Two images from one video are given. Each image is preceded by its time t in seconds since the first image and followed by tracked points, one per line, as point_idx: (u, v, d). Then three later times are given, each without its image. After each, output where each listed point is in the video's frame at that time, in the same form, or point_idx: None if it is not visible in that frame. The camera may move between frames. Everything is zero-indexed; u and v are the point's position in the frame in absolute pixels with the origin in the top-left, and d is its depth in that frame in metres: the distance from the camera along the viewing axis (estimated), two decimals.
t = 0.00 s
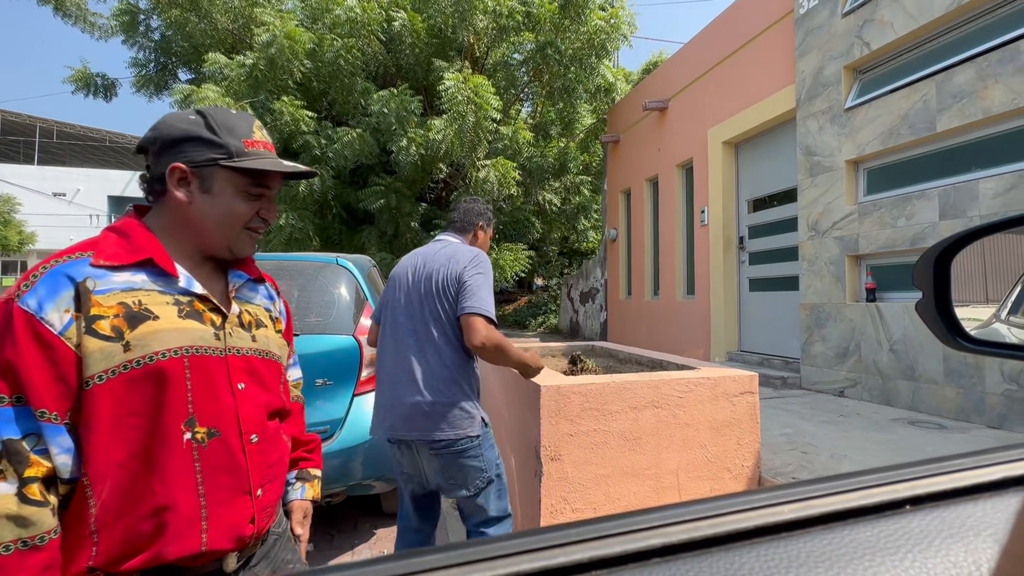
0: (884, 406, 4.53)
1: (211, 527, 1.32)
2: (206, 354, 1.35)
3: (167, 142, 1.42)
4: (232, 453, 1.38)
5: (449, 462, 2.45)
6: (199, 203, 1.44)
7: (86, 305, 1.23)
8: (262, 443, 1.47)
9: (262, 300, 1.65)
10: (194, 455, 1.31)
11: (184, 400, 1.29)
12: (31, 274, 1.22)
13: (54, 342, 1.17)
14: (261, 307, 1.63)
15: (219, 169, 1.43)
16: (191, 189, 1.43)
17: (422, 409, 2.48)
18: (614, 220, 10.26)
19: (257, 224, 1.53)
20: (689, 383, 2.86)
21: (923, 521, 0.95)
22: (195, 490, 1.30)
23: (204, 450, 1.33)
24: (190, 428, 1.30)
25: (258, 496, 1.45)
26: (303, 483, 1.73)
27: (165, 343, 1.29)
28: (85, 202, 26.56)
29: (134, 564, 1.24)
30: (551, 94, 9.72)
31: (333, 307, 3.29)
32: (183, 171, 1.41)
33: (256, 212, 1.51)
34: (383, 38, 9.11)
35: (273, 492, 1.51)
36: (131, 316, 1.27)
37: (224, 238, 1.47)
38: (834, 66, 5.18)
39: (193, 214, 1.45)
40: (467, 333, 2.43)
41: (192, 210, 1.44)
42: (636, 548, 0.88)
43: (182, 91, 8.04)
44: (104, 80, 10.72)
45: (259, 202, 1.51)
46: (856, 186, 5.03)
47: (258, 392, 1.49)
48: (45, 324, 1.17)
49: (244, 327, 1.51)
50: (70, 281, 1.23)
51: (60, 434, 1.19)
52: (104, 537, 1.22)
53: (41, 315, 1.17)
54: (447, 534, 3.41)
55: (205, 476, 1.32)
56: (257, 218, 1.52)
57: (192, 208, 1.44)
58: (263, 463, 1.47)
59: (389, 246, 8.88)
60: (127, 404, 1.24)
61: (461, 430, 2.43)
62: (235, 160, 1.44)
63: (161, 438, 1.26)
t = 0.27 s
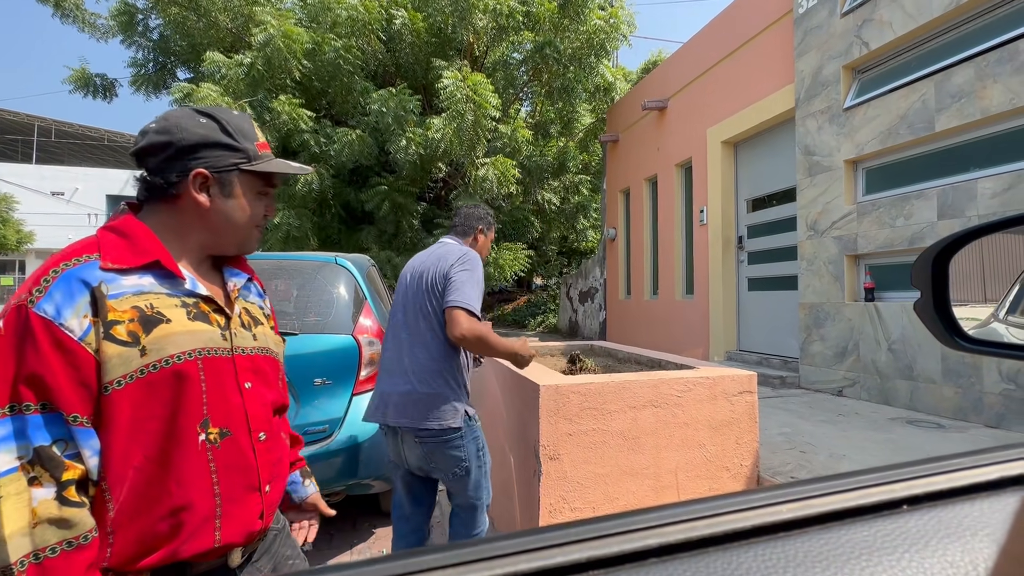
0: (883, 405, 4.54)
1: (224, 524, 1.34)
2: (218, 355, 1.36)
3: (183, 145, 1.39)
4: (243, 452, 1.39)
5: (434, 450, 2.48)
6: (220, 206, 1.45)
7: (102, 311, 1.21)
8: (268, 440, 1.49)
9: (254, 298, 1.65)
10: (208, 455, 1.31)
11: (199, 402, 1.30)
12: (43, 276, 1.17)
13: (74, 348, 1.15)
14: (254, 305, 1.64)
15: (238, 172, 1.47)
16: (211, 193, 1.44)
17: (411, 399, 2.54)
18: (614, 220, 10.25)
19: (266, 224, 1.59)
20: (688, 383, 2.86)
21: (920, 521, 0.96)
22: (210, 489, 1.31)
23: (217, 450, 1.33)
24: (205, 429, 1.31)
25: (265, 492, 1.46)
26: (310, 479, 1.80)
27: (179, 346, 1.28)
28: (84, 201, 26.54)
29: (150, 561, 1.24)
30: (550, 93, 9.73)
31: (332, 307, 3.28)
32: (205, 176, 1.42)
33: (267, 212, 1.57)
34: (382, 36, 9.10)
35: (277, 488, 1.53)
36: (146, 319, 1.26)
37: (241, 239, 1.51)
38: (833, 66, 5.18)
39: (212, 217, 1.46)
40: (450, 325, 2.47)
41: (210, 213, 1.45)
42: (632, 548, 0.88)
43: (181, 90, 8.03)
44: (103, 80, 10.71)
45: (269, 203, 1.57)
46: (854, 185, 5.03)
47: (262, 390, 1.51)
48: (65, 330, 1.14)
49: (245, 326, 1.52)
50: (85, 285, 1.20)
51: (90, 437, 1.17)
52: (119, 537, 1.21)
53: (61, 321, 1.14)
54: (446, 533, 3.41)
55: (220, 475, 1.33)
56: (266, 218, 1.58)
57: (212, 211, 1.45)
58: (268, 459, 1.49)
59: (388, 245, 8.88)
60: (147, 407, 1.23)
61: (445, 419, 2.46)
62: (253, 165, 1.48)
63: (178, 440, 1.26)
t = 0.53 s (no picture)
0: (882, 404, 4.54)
1: (223, 522, 1.34)
2: (218, 354, 1.36)
3: (169, 144, 1.39)
4: (243, 450, 1.39)
5: (438, 441, 2.58)
6: (212, 203, 1.45)
7: (103, 313, 1.20)
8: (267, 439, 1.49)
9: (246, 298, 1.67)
10: (209, 454, 1.31)
11: (201, 400, 1.30)
12: (41, 280, 1.16)
13: (76, 351, 1.14)
14: (247, 304, 1.65)
15: (227, 168, 1.47)
16: (201, 190, 1.44)
17: (423, 394, 2.61)
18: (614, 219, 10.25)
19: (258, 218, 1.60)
20: (687, 382, 2.86)
21: (916, 521, 0.96)
22: (210, 487, 1.31)
23: (218, 449, 1.33)
24: (206, 428, 1.31)
25: (264, 490, 1.46)
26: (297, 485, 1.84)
27: (180, 346, 1.29)
28: (83, 200, 26.53)
29: (149, 560, 1.23)
30: (549, 93, 9.73)
31: (331, 306, 3.28)
32: (194, 173, 1.42)
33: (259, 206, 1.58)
34: (382, 35, 9.08)
35: (276, 488, 1.53)
36: (146, 321, 1.27)
37: (235, 234, 1.52)
38: (832, 66, 5.18)
39: (205, 214, 1.46)
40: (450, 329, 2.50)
41: (203, 210, 1.45)
42: (626, 548, 0.88)
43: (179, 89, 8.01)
44: (102, 78, 10.69)
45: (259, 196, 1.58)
46: (853, 184, 5.03)
47: (261, 389, 1.51)
48: (66, 333, 1.14)
49: (241, 325, 1.53)
50: (83, 288, 1.19)
51: (94, 440, 1.16)
52: (119, 536, 1.20)
53: (61, 324, 1.14)
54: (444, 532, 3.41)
55: (220, 474, 1.33)
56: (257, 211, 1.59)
57: (204, 209, 1.45)
58: (268, 457, 1.49)
59: (387, 244, 8.87)
60: (150, 407, 1.23)
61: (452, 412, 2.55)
62: (241, 158, 1.48)
63: (180, 439, 1.26)
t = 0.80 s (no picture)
0: (881, 404, 4.54)
1: (224, 521, 1.33)
2: (223, 353, 1.36)
3: (176, 144, 1.39)
4: (247, 450, 1.38)
5: (439, 431, 2.63)
6: (220, 203, 1.45)
7: (109, 311, 1.21)
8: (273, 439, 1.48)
9: (258, 298, 1.66)
10: (211, 452, 1.31)
11: (203, 398, 1.30)
12: (50, 278, 1.18)
13: (81, 348, 1.15)
14: (258, 304, 1.64)
15: (234, 167, 1.47)
16: (209, 190, 1.44)
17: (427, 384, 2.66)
18: (613, 219, 10.25)
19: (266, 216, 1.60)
20: (687, 381, 2.86)
21: (916, 521, 0.96)
22: (211, 485, 1.30)
23: (220, 447, 1.33)
24: (208, 426, 1.30)
25: (268, 489, 1.45)
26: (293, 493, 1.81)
27: (185, 345, 1.29)
28: (82, 199, 26.51)
29: (150, 557, 1.24)
30: (549, 92, 9.74)
31: (331, 306, 3.28)
32: (201, 173, 1.42)
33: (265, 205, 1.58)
34: (382, 34, 9.05)
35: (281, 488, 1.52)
36: (151, 319, 1.26)
37: (243, 234, 1.52)
38: (832, 65, 5.18)
39: (213, 214, 1.46)
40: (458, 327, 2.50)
41: (212, 210, 1.46)
42: (627, 548, 0.88)
43: (179, 89, 7.98)
44: (100, 77, 10.67)
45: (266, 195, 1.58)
46: (853, 184, 5.04)
47: (268, 387, 1.50)
48: (71, 330, 1.14)
49: (249, 325, 1.52)
50: (90, 286, 1.20)
51: (90, 438, 1.16)
52: (121, 531, 1.21)
53: (67, 321, 1.15)
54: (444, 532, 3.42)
55: (222, 473, 1.32)
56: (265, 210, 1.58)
57: (212, 208, 1.45)
58: (273, 457, 1.48)
59: (387, 243, 8.87)
60: (153, 404, 1.23)
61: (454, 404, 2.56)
62: (247, 157, 1.48)
63: (180, 437, 1.25)
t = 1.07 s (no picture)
0: (881, 404, 4.54)
1: (250, 517, 1.37)
2: (254, 352, 1.39)
3: (219, 153, 1.44)
4: (273, 448, 1.42)
5: (434, 421, 2.92)
6: (257, 209, 1.49)
7: (147, 309, 1.27)
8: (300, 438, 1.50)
9: (293, 301, 1.69)
10: (239, 448, 1.34)
11: (233, 395, 1.34)
12: (95, 279, 1.25)
13: (121, 345, 1.21)
14: (294, 306, 1.67)
15: (271, 176, 1.51)
16: (248, 197, 1.48)
17: (426, 375, 2.95)
18: (613, 218, 10.25)
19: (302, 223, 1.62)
20: (686, 381, 2.87)
21: (916, 521, 0.96)
22: (238, 480, 1.34)
23: (248, 444, 1.36)
24: (237, 423, 1.34)
25: (293, 488, 1.48)
26: (332, 493, 1.90)
27: (218, 343, 1.33)
28: (81, 199, 26.50)
29: (180, 547, 1.29)
30: (549, 91, 9.73)
31: (330, 305, 3.28)
32: (240, 181, 1.46)
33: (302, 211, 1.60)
34: (382, 34, 9.02)
35: (308, 486, 1.55)
36: (186, 318, 1.31)
37: (279, 239, 1.55)
38: (832, 65, 5.18)
39: (251, 221, 1.50)
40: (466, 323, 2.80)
41: (250, 217, 1.50)
42: (627, 548, 0.88)
43: (177, 91, 7.78)
44: (99, 75, 10.65)
45: (303, 202, 1.60)
46: (853, 184, 5.04)
47: (299, 387, 1.53)
48: (111, 327, 1.21)
49: (282, 326, 1.55)
50: (132, 286, 1.27)
51: (120, 432, 1.22)
52: (155, 521, 1.27)
53: (108, 318, 1.21)
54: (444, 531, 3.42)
55: (249, 469, 1.36)
56: (301, 217, 1.61)
57: (250, 215, 1.49)
58: (299, 456, 1.51)
59: (387, 243, 8.86)
60: (186, 400, 1.28)
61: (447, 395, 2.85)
62: (284, 166, 1.52)
63: (210, 432, 1.30)
